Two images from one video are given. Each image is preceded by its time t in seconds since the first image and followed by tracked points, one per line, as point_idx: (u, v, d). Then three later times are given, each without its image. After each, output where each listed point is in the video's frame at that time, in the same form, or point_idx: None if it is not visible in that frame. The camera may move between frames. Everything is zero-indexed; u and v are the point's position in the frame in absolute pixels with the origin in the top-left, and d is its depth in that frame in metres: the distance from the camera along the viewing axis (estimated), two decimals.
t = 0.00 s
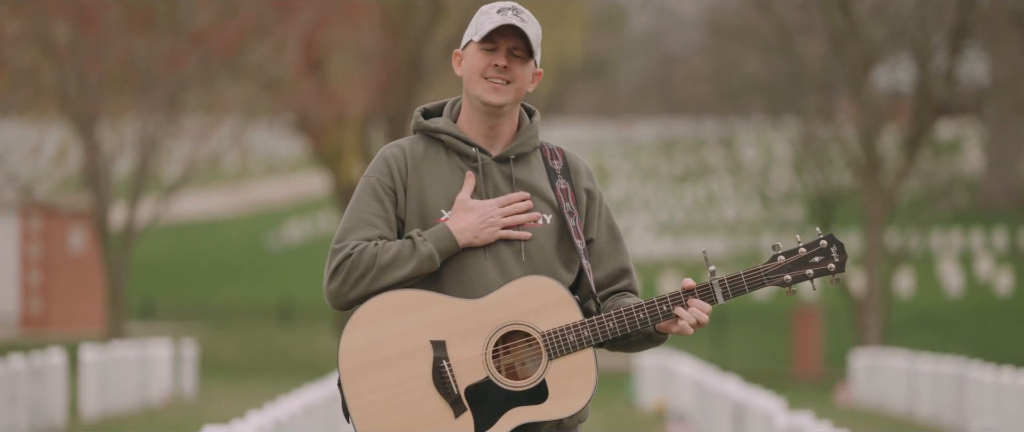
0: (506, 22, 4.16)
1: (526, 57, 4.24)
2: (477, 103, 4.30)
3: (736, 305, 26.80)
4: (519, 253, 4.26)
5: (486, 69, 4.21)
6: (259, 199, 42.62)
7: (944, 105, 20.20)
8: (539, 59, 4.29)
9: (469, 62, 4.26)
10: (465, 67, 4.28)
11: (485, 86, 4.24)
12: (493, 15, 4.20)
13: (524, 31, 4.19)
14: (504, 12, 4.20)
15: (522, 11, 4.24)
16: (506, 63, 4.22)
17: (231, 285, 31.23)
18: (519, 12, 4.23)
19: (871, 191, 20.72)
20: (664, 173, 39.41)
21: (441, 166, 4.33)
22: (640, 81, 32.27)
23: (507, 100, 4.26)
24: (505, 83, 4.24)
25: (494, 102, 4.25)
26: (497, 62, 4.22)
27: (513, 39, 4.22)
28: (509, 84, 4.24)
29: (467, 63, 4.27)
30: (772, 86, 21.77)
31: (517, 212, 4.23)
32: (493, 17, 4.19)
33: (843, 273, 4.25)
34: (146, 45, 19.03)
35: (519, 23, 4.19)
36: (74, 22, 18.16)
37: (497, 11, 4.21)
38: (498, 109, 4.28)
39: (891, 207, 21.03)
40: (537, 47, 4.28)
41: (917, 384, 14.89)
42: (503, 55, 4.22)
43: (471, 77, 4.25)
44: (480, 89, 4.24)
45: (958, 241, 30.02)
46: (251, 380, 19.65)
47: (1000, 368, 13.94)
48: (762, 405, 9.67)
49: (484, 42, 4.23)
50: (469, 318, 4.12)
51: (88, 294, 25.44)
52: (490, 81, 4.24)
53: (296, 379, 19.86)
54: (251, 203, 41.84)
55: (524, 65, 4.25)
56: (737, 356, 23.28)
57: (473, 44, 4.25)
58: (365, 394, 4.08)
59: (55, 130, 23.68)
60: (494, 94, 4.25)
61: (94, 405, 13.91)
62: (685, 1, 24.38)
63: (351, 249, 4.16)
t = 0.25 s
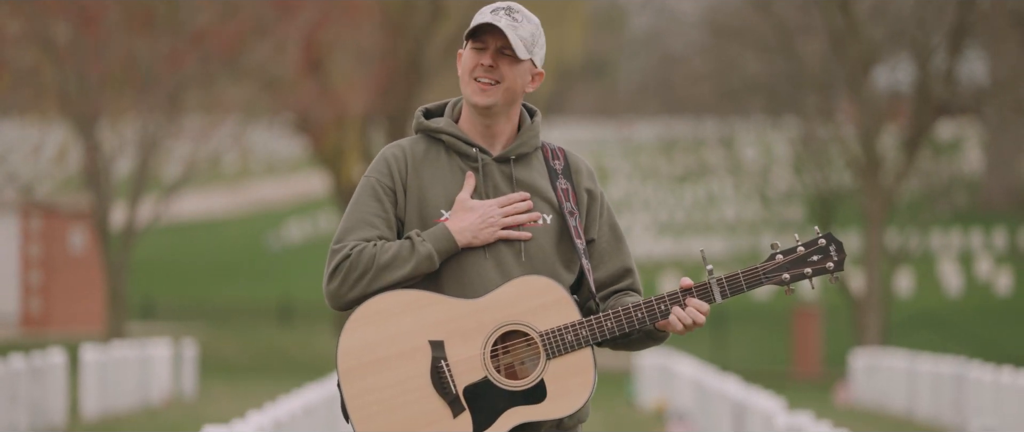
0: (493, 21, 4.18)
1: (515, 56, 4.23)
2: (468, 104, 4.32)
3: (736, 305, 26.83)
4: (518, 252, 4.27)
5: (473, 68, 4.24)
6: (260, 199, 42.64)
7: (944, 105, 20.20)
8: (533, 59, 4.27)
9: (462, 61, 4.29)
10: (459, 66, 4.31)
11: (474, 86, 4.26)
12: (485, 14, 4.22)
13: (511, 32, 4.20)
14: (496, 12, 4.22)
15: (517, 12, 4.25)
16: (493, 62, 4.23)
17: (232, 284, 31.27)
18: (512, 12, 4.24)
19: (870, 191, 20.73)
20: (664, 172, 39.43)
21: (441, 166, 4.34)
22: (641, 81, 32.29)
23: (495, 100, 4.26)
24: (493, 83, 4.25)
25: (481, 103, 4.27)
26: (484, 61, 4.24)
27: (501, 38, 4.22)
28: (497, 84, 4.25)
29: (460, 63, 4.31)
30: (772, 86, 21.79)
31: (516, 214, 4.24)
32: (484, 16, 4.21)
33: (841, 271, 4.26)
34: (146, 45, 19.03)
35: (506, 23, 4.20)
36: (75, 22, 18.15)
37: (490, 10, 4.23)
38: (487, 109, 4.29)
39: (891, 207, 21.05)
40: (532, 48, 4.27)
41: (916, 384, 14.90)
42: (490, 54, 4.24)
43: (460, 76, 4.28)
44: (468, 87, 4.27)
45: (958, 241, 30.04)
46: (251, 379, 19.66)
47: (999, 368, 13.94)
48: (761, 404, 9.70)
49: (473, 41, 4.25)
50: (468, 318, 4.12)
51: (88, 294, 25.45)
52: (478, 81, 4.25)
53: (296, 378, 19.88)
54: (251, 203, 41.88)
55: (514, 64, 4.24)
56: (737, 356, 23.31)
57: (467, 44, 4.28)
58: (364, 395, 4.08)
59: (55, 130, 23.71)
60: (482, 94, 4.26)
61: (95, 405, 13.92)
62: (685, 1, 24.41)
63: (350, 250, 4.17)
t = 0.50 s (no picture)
0: (517, 25, 4.19)
1: (535, 58, 4.28)
2: (485, 106, 4.31)
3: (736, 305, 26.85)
4: (518, 253, 4.28)
5: (495, 73, 4.23)
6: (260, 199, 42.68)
7: (943, 105, 20.21)
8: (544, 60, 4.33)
9: (476, 63, 4.27)
10: (471, 67, 4.29)
11: (497, 91, 4.26)
12: (501, 15, 4.23)
13: (534, 34, 4.22)
14: (511, 14, 4.23)
15: (529, 13, 4.27)
16: (516, 67, 4.25)
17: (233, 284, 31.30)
18: (526, 13, 4.25)
19: (870, 191, 20.74)
20: (664, 172, 39.46)
21: (442, 167, 4.37)
22: (641, 81, 32.32)
23: (516, 104, 4.29)
24: (513, 87, 4.26)
25: (503, 105, 4.27)
26: (507, 65, 4.23)
27: (524, 42, 4.24)
28: (517, 87, 4.27)
29: (474, 65, 4.28)
30: (771, 86, 21.82)
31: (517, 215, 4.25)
32: (504, 20, 4.21)
33: (840, 274, 4.26)
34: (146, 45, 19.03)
35: (528, 24, 4.21)
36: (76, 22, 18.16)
37: (505, 12, 4.24)
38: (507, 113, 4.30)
39: (891, 206, 21.06)
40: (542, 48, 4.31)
41: (916, 383, 14.91)
42: (513, 58, 4.24)
43: (479, 79, 4.26)
44: (490, 92, 4.25)
45: (958, 240, 30.07)
46: (251, 379, 19.69)
47: (998, 368, 13.97)
48: (760, 404, 9.73)
49: (492, 44, 4.23)
50: (468, 320, 4.13)
51: (89, 294, 25.48)
52: (500, 85, 4.25)
53: (295, 378, 19.91)
54: (251, 203, 41.92)
55: (531, 66, 4.28)
56: (736, 355, 23.33)
57: (480, 45, 4.26)
58: (363, 396, 4.08)
59: (55, 130, 23.74)
60: (506, 98, 4.26)
61: (95, 404, 13.94)
62: (685, 1, 24.44)
63: (349, 250, 4.19)
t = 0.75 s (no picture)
0: (521, 25, 4.18)
1: (539, 59, 4.28)
2: (486, 107, 4.32)
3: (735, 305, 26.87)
4: (520, 254, 4.29)
5: (499, 72, 4.23)
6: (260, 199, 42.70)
7: (943, 105, 20.21)
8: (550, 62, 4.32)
9: (481, 63, 4.27)
10: (477, 66, 4.29)
11: (499, 91, 4.27)
12: (507, 16, 4.22)
13: (539, 36, 4.21)
14: (517, 14, 4.22)
15: (536, 14, 4.26)
16: (520, 67, 4.25)
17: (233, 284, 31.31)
18: (532, 15, 4.24)
19: (870, 191, 20.75)
20: (663, 172, 39.47)
21: (445, 167, 4.37)
22: (641, 80, 32.33)
23: (518, 106, 4.29)
24: (516, 88, 4.27)
25: (505, 110, 4.29)
26: (511, 65, 4.24)
27: (528, 43, 4.24)
28: (520, 88, 4.27)
29: (479, 63, 4.28)
30: (771, 86, 21.84)
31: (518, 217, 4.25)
32: (510, 20, 4.21)
33: (841, 279, 4.26)
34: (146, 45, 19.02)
35: (534, 25, 4.21)
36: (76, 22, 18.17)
37: (512, 12, 4.23)
38: (510, 115, 4.31)
39: (890, 206, 21.07)
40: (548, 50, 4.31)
41: (915, 383, 14.93)
42: (517, 57, 4.24)
43: (484, 78, 4.26)
44: (493, 93, 4.27)
45: (957, 240, 30.09)
46: (251, 378, 19.69)
47: (997, 367, 13.98)
48: (760, 403, 9.75)
49: (497, 43, 4.23)
50: (470, 320, 4.14)
51: (89, 294, 25.49)
52: (503, 86, 4.26)
53: (295, 378, 19.92)
54: (251, 203, 41.93)
55: (535, 68, 4.28)
56: (736, 355, 23.34)
57: (486, 44, 4.26)
58: (364, 395, 4.09)
59: (56, 130, 23.76)
60: (508, 101, 4.28)
61: (95, 404, 13.95)
62: (685, 1, 24.45)
63: (351, 249, 4.20)
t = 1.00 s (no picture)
0: (523, 25, 4.19)
1: (541, 60, 4.28)
2: (489, 106, 4.33)
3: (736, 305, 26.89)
4: (523, 255, 4.29)
5: (500, 71, 4.24)
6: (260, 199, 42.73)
7: (943, 105, 20.22)
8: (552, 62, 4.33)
9: (484, 62, 4.28)
10: (479, 65, 4.30)
11: (501, 91, 4.28)
12: (509, 16, 4.23)
13: (541, 35, 4.22)
14: (520, 14, 4.24)
15: (538, 14, 4.27)
16: (521, 66, 4.26)
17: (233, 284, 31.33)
18: (535, 15, 4.26)
19: (869, 191, 20.77)
20: (663, 172, 39.49)
21: (448, 166, 4.38)
22: (640, 80, 32.36)
23: (519, 105, 4.30)
24: (518, 87, 4.28)
25: (506, 109, 4.30)
26: (512, 65, 4.25)
27: (529, 42, 4.25)
28: (522, 88, 4.28)
29: (482, 62, 4.29)
30: (771, 86, 21.86)
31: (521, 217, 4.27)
32: (511, 19, 4.22)
33: (844, 281, 4.27)
34: (146, 45, 19.02)
35: (535, 25, 4.22)
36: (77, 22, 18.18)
37: (514, 12, 4.24)
38: (512, 114, 4.32)
39: (891, 206, 21.07)
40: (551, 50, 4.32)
41: (915, 383, 14.95)
42: (518, 57, 4.26)
43: (486, 77, 4.27)
44: (494, 92, 4.28)
45: (957, 240, 30.13)
46: (251, 378, 19.71)
47: (997, 367, 14.00)
48: (759, 403, 9.77)
49: (499, 43, 4.25)
50: (473, 320, 4.14)
51: (89, 293, 25.50)
52: (505, 85, 4.27)
53: (296, 377, 19.94)
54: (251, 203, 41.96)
55: (538, 67, 4.29)
56: (736, 355, 23.36)
57: (488, 44, 4.27)
58: (367, 393, 4.10)
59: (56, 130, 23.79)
60: (509, 100, 4.30)
61: (95, 404, 13.96)
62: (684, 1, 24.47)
63: (355, 247, 4.20)
